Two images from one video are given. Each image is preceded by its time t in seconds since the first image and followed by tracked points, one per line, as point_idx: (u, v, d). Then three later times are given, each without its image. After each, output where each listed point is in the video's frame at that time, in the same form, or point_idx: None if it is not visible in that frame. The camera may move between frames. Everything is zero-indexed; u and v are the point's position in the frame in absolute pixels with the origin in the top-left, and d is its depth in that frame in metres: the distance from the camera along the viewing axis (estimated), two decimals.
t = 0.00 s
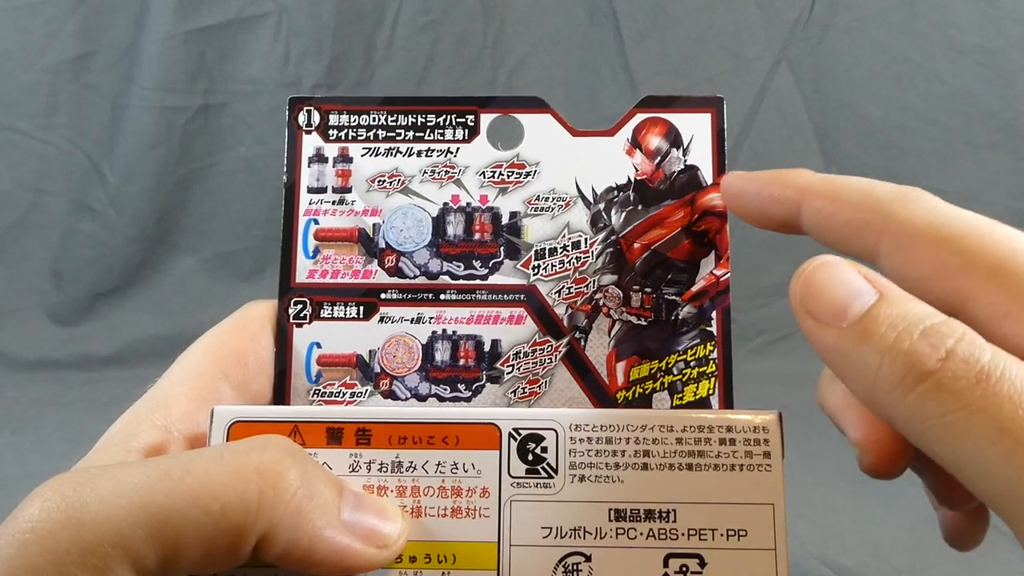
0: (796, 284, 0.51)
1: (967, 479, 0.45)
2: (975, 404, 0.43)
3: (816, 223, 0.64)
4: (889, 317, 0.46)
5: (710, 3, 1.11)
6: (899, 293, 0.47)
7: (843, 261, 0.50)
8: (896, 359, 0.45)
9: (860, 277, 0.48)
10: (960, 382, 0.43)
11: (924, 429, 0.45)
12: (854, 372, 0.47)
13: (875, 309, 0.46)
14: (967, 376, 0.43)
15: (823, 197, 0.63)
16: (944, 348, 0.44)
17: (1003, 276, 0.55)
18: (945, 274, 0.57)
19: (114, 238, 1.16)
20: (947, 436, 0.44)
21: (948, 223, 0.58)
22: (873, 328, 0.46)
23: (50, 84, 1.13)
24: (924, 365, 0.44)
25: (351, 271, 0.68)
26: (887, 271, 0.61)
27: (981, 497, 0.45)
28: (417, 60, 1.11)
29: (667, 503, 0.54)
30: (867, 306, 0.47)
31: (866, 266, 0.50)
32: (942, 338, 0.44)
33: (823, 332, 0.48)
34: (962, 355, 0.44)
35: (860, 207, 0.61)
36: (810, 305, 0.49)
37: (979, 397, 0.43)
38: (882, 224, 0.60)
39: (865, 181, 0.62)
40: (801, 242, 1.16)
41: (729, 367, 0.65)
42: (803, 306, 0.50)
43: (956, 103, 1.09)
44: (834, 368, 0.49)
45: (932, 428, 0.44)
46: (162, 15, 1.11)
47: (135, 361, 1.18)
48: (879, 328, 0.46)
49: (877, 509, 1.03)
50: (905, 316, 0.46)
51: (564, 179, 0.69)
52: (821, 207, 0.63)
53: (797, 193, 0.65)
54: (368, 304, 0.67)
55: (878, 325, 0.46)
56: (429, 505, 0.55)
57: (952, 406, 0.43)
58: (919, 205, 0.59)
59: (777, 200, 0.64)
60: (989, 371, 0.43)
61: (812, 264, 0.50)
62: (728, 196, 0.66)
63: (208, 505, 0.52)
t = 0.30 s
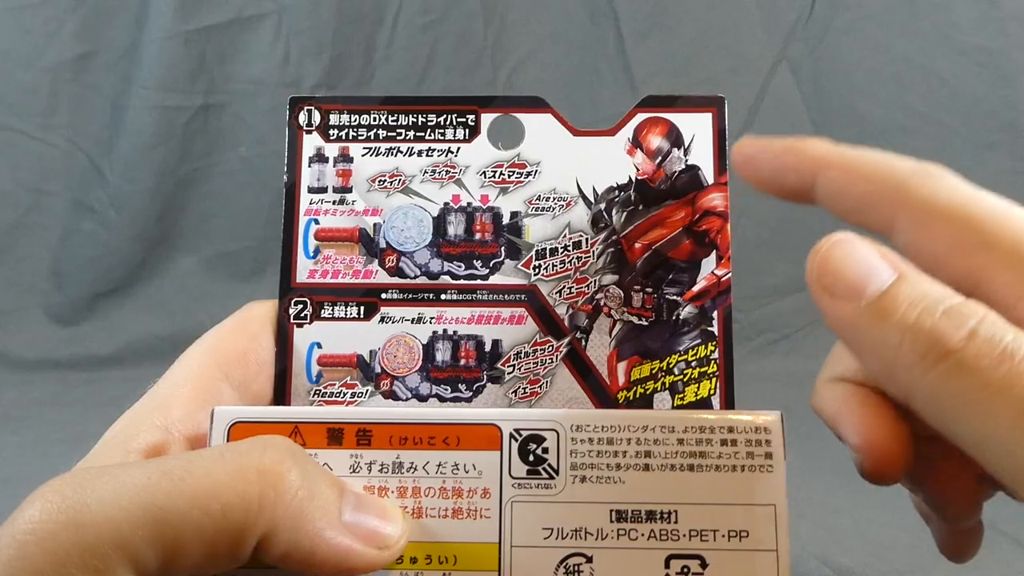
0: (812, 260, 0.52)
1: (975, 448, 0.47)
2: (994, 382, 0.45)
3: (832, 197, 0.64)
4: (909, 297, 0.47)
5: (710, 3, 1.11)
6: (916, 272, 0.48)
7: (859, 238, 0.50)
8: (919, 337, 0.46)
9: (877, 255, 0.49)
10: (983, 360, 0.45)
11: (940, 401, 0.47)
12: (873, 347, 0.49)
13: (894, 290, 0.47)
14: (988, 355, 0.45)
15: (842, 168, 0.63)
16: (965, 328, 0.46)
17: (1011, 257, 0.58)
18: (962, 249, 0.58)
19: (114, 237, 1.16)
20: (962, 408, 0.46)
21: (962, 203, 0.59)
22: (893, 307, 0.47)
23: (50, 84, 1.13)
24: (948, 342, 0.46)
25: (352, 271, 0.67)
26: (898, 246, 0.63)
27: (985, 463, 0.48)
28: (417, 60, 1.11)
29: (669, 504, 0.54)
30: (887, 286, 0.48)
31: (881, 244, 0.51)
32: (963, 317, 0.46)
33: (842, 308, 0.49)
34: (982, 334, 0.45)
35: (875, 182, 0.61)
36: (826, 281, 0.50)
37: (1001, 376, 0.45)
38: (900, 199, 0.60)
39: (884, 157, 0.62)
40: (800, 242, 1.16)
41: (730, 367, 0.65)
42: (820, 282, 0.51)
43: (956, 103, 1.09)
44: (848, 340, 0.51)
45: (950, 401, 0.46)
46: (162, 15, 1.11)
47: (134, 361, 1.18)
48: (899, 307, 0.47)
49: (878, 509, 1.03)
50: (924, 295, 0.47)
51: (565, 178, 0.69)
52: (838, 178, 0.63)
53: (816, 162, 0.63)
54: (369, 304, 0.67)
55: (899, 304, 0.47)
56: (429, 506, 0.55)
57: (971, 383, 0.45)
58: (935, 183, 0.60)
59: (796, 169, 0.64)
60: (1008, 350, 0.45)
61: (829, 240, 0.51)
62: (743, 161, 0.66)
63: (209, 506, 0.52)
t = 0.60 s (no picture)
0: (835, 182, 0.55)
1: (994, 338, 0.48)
2: (1008, 264, 0.45)
3: (893, 96, 0.55)
4: (931, 202, 0.49)
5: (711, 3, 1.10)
6: (939, 183, 0.51)
7: (882, 158, 0.54)
8: (938, 231, 0.48)
9: (899, 171, 0.52)
10: (998, 245, 0.46)
11: (957, 293, 0.48)
12: (894, 253, 0.50)
13: (914, 200, 0.50)
14: (1013, 242, 0.46)
15: (914, 61, 0.54)
16: (985, 220, 0.47)
17: None
18: None
19: (114, 237, 1.16)
20: (976, 296, 0.47)
21: None
22: (914, 210, 0.49)
23: (50, 84, 1.12)
24: (966, 232, 0.47)
25: (355, 272, 0.67)
26: (959, 145, 0.52)
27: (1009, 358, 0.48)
28: (416, 60, 1.11)
29: (674, 507, 0.54)
30: (906, 195, 0.50)
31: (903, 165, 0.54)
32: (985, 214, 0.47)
33: (864, 220, 0.52)
34: (1007, 225, 0.47)
35: (946, 73, 0.52)
36: (848, 193, 0.53)
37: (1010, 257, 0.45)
38: (966, 89, 0.51)
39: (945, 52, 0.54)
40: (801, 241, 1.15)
41: (736, 369, 0.65)
42: (842, 200, 0.53)
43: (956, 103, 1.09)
44: (870, 250, 0.53)
45: (968, 294, 0.47)
46: (162, 15, 1.10)
47: (134, 361, 1.18)
48: (920, 209, 0.49)
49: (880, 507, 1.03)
50: (946, 200, 0.49)
51: (570, 178, 0.68)
52: (911, 72, 0.54)
53: (880, 59, 0.55)
54: (373, 305, 0.67)
55: (920, 208, 0.49)
56: (433, 509, 0.55)
57: (990, 269, 0.46)
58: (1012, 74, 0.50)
59: (866, 64, 0.56)
60: None
61: (856, 158, 0.54)
62: (807, 61, 0.60)
63: (213, 510, 0.52)
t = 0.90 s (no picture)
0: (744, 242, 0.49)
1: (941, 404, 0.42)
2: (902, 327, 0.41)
3: (766, 147, 0.55)
4: (816, 259, 0.44)
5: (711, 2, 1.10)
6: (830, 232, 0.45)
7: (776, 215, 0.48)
8: (831, 293, 0.42)
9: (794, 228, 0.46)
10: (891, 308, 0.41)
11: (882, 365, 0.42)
12: (804, 320, 0.45)
13: (810, 256, 0.44)
14: (893, 299, 0.41)
15: (768, 121, 0.54)
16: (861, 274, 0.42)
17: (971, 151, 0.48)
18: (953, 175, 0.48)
19: (114, 237, 1.16)
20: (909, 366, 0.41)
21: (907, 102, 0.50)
22: (810, 269, 0.44)
23: (50, 84, 1.13)
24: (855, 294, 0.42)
25: (354, 272, 0.67)
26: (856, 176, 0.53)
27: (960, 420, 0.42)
28: (416, 60, 1.11)
29: (672, 506, 0.54)
30: (801, 255, 0.45)
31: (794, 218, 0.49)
32: (864, 265, 0.42)
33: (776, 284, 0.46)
34: (880, 278, 0.42)
35: (820, 113, 0.51)
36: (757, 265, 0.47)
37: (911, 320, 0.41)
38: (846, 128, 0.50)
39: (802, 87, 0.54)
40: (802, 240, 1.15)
41: (734, 369, 0.65)
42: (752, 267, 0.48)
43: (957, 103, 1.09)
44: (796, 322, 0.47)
45: (895, 360, 0.42)
46: (162, 14, 1.10)
47: (134, 361, 1.18)
48: (816, 267, 0.43)
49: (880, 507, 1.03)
50: (837, 251, 0.43)
51: (568, 179, 0.68)
52: (768, 129, 0.54)
53: (743, 121, 0.56)
54: (372, 305, 0.67)
55: (818, 265, 0.43)
56: (432, 508, 0.55)
57: (898, 330, 0.41)
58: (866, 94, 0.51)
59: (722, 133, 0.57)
60: (913, 291, 0.41)
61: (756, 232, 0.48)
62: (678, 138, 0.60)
63: (211, 510, 0.52)
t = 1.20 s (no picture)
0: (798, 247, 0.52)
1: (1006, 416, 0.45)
2: (977, 335, 0.44)
3: (817, 202, 0.64)
4: (889, 262, 0.47)
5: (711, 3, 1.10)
6: (894, 242, 0.48)
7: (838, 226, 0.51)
8: (903, 294, 0.45)
9: (856, 237, 0.50)
10: (963, 312, 0.44)
11: (948, 369, 0.46)
12: (867, 319, 0.48)
13: (879, 259, 0.47)
14: (970, 307, 0.44)
15: (819, 174, 0.63)
16: (941, 280, 0.45)
17: (1012, 207, 0.58)
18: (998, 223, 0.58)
19: (115, 238, 1.16)
20: (975, 369, 0.45)
21: (950, 165, 0.60)
22: (876, 275, 0.47)
23: (50, 84, 1.13)
24: (929, 298, 0.45)
25: (354, 273, 0.68)
26: (904, 229, 0.63)
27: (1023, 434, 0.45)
28: (416, 60, 1.11)
29: (673, 502, 0.54)
30: (869, 258, 0.48)
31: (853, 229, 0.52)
32: (939, 272, 0.45)
33: (833, 291, 0.49)
34: (956, 285, 0.45)
35: (873, 172, 0.62)
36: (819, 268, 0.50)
37: (983, 327, 0.44)
38: (895, 184, 0.61)
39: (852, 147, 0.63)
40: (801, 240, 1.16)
41: (730, 369, 0.66)
42: (807, 271, 0.51)
43: (955, 103, 1.10)
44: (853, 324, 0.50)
45: (966, 366, 0.45)
46: (162, 15, 1.11)
47: (135, 361, 1.18)
48: (883, 273, 0.47)
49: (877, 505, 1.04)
50: (905, 258, 0.47)
51: (566, 181, 0.69)
52: (817, 188, 0.63)
53: (791, 176, 0.64)
54: (371, 306, 0.67)
55: (884, 270, 0.47)
56: (434, 505, 0.55)
57: (968, 339, 0.44)
58: (915, 156, 0.61)
59: (777, 188, 0.64)
60: (989, 302, 0.44)
61: (813, 235, 0.51)
62: (710, 196, 0.64)
63: (215, 512, 0.52)
